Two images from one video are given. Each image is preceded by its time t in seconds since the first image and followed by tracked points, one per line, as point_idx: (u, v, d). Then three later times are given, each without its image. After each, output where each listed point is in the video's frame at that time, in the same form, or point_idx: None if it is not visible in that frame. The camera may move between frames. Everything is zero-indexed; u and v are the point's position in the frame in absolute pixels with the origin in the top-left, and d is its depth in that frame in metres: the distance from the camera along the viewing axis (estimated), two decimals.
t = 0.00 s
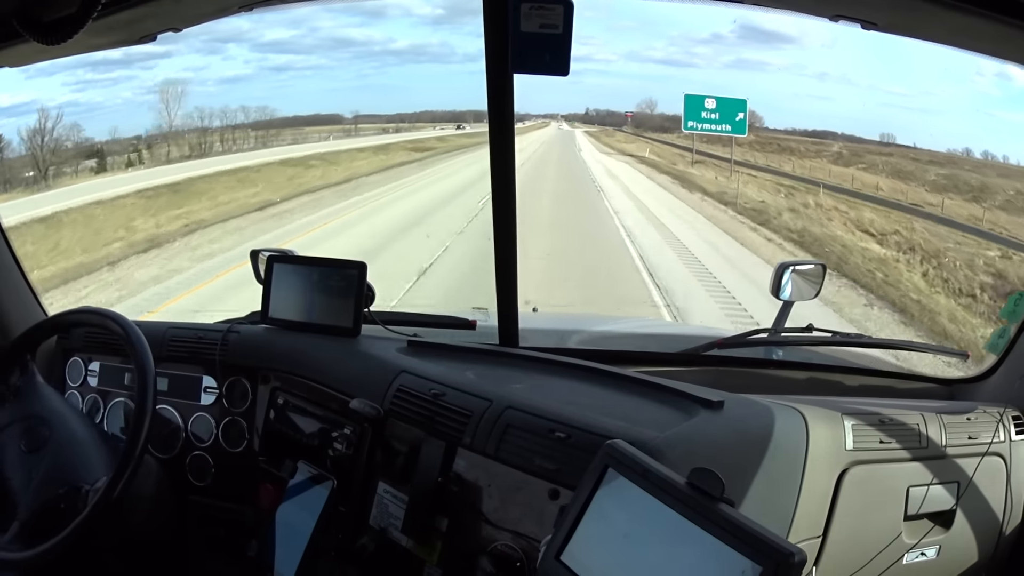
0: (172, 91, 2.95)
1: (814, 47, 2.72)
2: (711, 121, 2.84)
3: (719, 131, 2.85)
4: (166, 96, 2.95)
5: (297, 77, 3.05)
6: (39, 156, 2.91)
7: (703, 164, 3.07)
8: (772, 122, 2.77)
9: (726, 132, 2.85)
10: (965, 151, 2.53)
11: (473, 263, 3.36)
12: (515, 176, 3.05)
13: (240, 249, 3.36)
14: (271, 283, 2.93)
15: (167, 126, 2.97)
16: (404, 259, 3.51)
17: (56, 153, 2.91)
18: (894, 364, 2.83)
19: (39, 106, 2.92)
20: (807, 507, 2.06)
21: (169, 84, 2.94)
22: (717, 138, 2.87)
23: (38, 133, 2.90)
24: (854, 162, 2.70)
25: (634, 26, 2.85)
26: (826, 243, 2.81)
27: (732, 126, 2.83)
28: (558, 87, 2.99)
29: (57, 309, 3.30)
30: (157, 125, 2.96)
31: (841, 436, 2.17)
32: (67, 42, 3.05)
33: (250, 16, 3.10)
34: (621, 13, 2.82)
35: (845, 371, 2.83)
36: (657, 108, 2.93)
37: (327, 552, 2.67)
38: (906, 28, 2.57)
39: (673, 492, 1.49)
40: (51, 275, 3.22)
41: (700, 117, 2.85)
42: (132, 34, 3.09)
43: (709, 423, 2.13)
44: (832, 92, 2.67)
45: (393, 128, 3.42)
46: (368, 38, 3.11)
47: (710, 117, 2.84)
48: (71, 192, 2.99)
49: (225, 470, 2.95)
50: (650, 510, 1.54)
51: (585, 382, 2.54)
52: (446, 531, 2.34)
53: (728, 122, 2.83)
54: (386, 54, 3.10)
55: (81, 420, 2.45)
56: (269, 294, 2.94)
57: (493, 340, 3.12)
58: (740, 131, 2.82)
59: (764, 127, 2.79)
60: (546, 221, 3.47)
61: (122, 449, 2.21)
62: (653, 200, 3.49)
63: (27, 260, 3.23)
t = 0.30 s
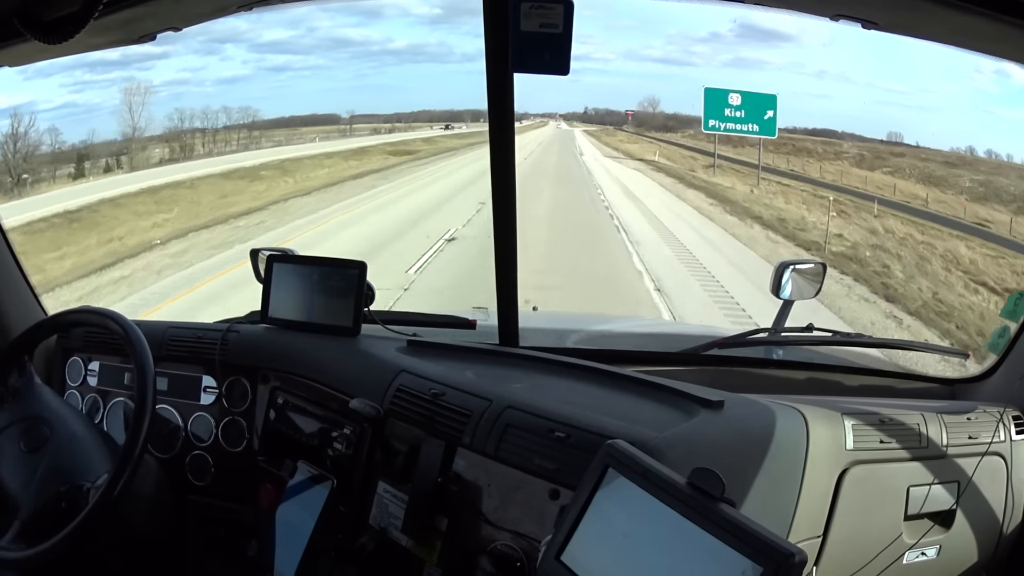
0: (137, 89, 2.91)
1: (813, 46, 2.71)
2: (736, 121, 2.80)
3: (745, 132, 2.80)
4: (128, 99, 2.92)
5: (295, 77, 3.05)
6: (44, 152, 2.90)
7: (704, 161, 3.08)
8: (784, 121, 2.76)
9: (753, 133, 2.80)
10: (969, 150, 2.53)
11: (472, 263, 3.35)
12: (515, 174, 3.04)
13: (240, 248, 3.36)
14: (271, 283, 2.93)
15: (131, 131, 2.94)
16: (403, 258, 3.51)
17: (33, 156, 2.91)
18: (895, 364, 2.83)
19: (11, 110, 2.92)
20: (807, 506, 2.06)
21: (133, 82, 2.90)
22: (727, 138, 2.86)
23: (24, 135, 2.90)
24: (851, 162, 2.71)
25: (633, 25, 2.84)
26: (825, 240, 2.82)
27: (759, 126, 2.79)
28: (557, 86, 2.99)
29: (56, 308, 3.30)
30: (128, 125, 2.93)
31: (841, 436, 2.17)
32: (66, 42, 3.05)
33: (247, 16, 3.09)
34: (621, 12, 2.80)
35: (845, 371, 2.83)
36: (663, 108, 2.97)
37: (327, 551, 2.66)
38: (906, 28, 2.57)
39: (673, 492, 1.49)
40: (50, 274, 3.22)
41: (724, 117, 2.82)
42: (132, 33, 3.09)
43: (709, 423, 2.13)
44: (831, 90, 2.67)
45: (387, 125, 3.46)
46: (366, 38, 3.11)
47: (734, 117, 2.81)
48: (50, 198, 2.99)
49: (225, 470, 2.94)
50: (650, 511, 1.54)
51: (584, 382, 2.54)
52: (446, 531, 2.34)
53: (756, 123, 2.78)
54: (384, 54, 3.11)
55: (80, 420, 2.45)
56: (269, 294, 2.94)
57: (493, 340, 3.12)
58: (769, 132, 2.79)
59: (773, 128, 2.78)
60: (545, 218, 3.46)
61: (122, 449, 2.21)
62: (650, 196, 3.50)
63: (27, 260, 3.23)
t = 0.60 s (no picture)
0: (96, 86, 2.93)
1: (812, 46, 2.69)
2: (774, 122, 2.71)
3: (784, 135, 2.71)
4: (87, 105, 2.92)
5: (294, 77, 3.06)
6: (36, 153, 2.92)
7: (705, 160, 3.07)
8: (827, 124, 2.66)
9: (793, 137, 2.71)
10: (973, 152, 2.52)
11: (472, 262, 3.35)
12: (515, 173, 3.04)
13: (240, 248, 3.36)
14: (271, 282, 2.93)
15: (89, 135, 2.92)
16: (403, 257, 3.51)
17: (6, 160, 2.96)
18: (894, 363, 2.83)
19: None
20: (807, 506, 2.06)
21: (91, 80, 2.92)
22: (733, 139, 2.84)
23: None
24: (852, 160, 2.68)
25: (633, 25, 2.84)
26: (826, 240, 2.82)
27: (800, 130, 2.70)
28: (557, 85, 2.99)
29: (56, 308, 3.30)
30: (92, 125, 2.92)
31: (841, 435, 2.17)
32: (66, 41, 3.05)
33: (246, 16, 3.11)
34: (620, 12, 2.81)
35: (844, 370, 2.83)
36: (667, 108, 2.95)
37: (327, 551, 2.66)
38: (906, 27, 2.57)
39: (673, 491, 1.49)
40: (50, 273, 3.22)
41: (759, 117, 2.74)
42: (132, 32, 3.09)
43: (709, 422, 2.13)
44: (831, 90, 2.63)
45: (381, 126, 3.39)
46: (365, 38, 3.11)
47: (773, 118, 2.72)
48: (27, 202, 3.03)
49: (225, 470, 2.94)
50: (650, 510, 1.54)
51: (584, 382, 2.54)
52: (446, 530, 2.34)
53: (796, 126, 2.70)
54: (383, 54, 3.10)
55: (80, 420, 2.44)
56: (269, 293, 2.94)
57: (493, 339, 3.12)
58: (810, 137, 2.69)
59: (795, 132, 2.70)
60: (545, 218, 3.45)
61: (122, 448, 2.22)
62: (649, 196, 3.49)
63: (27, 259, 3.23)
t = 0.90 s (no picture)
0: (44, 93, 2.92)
1: (813, 46, 2.67)
2: (831, 123, 2.64)
3: (841, 139, 2.66)
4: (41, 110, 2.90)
5: (293, 76, 3.06)
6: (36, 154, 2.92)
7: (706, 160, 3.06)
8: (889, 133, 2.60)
9: (851, 143, 2.65)
10: (977, 153, 2.51)
11: (472, 262, 3.35)
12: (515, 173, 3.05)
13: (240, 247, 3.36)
14: (271, 282, 2.93)
15: (42, 143, 2.90)
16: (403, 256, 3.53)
17: None
18: (894, 363, 2.83)
19: None
20: (807, 506, 2.06)
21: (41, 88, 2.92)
22: (745, 140, 2.84)
23: None
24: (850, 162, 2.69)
25: (632, 25, 2.85)
26: (826, 241, 2.81)
27: (859, 136, 2.64)
28: (556, 84, 2.99)
29: (56, 307, 3.30)
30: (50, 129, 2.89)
31: (841, 435, 2.17)
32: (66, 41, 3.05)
33: (246, 15, 3.11)
34: (620, 12, 2.81)
35: (845, 370, 2.83)
36: (670, 107, 2.91)
37: (327, 550, 2.67)
38: (907, 28, 2.57)
39: (674, 491, 1.49)
40: (51, 273, 3.22)
41: (810, 117, 2.67)
42: (132, 32, 3.09)
43: (709, 422, 2.13)
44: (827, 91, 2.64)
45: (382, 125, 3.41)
46: (365, 37, 3.11)
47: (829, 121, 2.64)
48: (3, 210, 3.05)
49: (225, 469, 2.95)
50: (651, 509, 1.54)
51: (584, 381, 2.54)
52: (447, 530, 2.34)
53: (855, 131, 2.64)
54: (382, 54, 3.11)
55: (81, 420, 2.44)
56: (269, 293, 2.94)
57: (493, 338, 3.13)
58: (871, 145, 2.63)
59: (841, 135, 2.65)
60: (545, 218, 3.44)
61: (122, 447, 2.22)
62: (648, 195, 3.47)
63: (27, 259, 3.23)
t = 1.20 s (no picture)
0: None
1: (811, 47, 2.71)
2: (917, 128, 2.54)
3: (930, 150, 2.54)
4: None
5: (292, 77, 3.06)
6: (34, 155, 2.92)
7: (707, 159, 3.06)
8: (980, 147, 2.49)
9: (942, 156, 2.53)
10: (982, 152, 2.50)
11: (472, 261, 3.35)
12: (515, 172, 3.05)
13: (240, 245, 3.37)
14: (271, 280, 2.93)
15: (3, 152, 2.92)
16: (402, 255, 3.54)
17: None
18: (894, 361, 2.83)
19: None
20: (807, 504, 2.07)
21: None
22: (758, 142, 2.82)
23: None
24: (850, 161, 2.65)
25: (631, 26, 2.86)
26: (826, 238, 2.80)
27: (950, 150, 2.52)
28: (554, 83, 2.98)
29: (56, 306, 3.30)
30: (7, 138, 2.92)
31: (841, 433, 2.17)
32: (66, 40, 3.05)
33: (245, 17, 3.11)
34: (618, 13, 2.83)
35: (844, 368, 2.83)
36: (676, 107, 2.92)
37: (327, 548, 2.67)
38: (907, 26, 2.57)
39: (673, 489, 1.49)
40: (50, 272, 3.22)
41: (894, 122, 2.55)
42: (131, 31, 3.09)
43: (708, 419, 2.13)
44: (827, 91, 2.61)
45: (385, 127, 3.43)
46: (363, 38, 3.10)
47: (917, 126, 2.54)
48: None
49: (225, 468, 2.95)
50: (650, 507, 1.54)
51: (583, 379, 2.54)
52: (447, 528, 2.35)
53: (947, 142, 2.52)
54: (381, 54, 3.10)
55: (81, 419, 2.43)
56: (269, 291, 2.95)
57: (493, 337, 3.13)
58: (962, 160, 2.51)
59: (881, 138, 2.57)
60: (542, 218, 3.44)
61: (123, 445, 2.22)
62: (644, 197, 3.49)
63: (26, 258, 3.23)
